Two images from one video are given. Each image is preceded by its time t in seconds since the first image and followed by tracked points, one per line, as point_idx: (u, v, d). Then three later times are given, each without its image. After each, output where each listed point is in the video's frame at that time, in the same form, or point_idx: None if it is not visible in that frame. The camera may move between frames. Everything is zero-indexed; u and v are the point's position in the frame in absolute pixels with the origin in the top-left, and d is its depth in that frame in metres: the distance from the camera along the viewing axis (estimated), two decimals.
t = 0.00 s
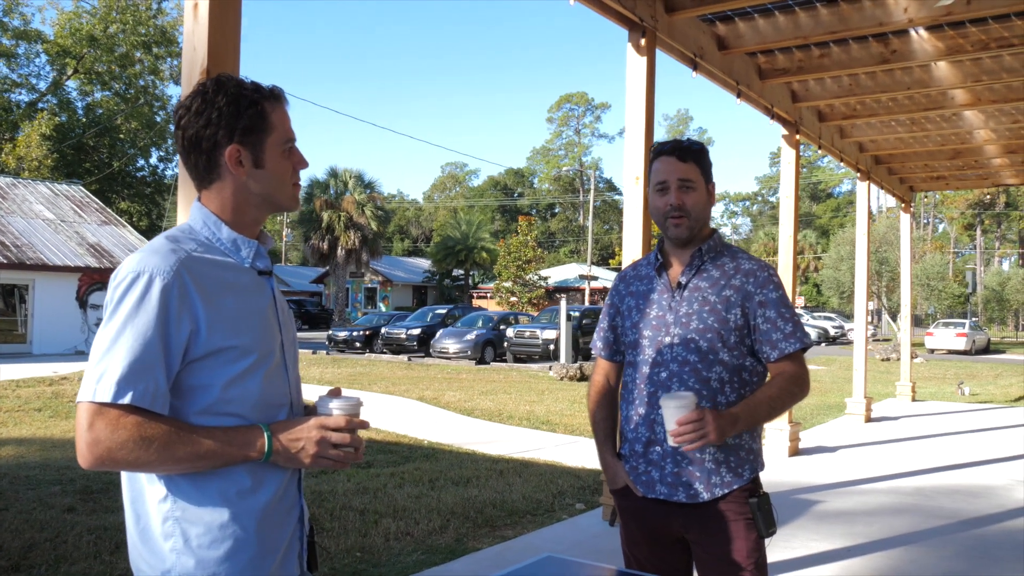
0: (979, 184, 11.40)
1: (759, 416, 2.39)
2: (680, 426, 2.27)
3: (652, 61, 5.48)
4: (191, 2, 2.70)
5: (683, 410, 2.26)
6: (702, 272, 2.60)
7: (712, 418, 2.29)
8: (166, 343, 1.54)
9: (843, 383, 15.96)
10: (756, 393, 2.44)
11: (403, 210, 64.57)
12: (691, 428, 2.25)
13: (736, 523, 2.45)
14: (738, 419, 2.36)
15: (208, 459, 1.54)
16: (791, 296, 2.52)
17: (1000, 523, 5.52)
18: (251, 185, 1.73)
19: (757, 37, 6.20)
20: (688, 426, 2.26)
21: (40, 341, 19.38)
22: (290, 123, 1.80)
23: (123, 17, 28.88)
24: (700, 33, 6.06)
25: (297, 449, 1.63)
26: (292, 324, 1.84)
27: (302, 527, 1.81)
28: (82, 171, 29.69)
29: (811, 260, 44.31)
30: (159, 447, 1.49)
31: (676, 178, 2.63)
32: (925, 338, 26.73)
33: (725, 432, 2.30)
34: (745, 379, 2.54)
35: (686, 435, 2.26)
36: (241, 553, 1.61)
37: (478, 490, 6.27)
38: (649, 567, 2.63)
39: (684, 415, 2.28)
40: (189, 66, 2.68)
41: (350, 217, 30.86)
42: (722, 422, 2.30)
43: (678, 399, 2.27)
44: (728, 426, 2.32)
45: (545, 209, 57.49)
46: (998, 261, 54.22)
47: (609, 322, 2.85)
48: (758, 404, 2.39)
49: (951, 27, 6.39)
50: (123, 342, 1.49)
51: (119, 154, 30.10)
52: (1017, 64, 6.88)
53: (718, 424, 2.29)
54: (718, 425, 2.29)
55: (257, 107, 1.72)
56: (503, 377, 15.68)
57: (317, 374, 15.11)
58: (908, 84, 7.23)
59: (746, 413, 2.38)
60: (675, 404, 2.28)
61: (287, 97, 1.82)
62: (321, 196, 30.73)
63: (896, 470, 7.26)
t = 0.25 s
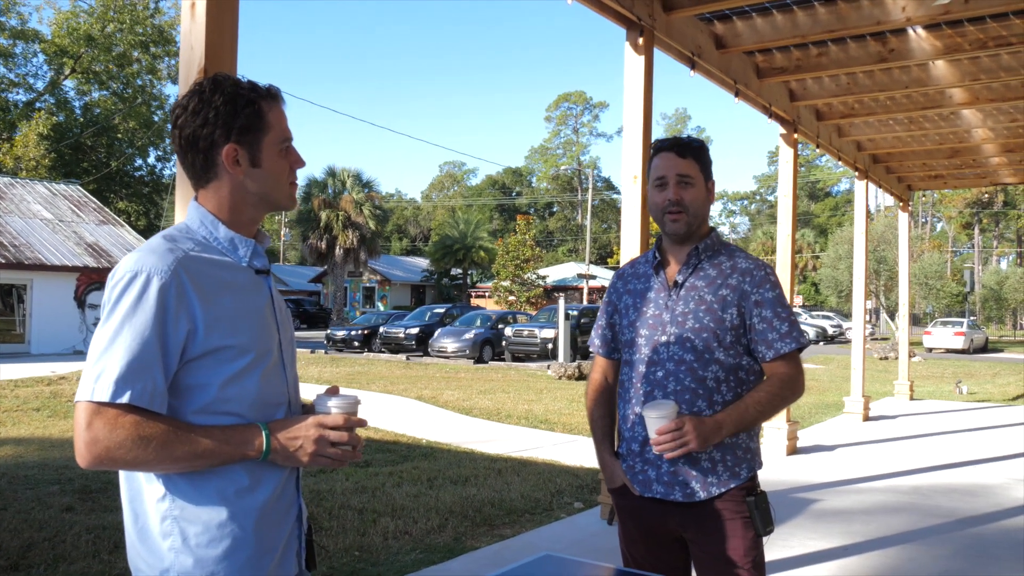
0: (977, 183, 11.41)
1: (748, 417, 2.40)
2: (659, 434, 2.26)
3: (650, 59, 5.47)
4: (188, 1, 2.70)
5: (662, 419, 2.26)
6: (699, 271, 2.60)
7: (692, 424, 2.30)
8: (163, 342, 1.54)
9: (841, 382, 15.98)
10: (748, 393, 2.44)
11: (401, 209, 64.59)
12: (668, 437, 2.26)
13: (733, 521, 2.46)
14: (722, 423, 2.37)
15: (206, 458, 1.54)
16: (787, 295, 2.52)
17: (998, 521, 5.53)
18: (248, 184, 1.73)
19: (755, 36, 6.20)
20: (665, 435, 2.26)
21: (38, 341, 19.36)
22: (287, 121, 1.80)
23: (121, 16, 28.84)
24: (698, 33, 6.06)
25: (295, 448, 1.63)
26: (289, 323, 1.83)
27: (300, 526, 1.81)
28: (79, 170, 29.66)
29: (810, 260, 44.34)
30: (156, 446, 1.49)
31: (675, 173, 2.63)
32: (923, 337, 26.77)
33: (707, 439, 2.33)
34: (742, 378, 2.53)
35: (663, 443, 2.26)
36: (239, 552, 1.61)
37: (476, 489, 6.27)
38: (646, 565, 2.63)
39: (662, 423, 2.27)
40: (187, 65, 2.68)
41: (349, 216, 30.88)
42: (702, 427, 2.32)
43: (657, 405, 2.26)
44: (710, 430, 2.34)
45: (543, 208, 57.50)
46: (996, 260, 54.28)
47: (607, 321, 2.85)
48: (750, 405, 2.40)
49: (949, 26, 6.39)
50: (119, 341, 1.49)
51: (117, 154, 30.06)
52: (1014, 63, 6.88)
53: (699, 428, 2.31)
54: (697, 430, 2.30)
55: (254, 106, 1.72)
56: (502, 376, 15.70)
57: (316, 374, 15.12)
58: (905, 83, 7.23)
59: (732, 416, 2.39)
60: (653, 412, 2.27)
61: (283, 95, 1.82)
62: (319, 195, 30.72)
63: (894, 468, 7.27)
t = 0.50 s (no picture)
0: (975, 183, 11.43)
1: (746, 412, 2.39)
2: (652, 424, 2.30)
3: (649, 59, 5.47)
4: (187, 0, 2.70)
5: (654, 406, 2.29)
6: (698, 271, 2.59)
7: (685, 415, 2.32)
8: (163, 342, 1.54)
9: (839, 381, 16.00)
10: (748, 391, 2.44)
11: (400, 208, 64.60)
12: (662, 425, 2.30)
13: (735, 519, 2.45)
14: (718, 417, 2.37)
15: (204, 457, 1.54)
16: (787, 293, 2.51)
17: (995, 520, 5.55)
18: (247, 185, 1.74)
19: (754, 36, 6.20)
20: (659, 424, 2.30)
21: (36, 339, 19.33)
22: (286, 121, 1.80)
23: (119, 14, 28.80)
24: (697, 32, 6.07)
25: (293, 447, 1.63)
26: (288, 322, 1.83)
27: (299, 524, 1.82)
28: (78, 169, 29.62)
29: (808, 259, 44.36)
30: (155, 444, 1.49)
31: (664, 175, 2.61)
32: (922, 337, 26.79)
33: (703, 430, 2.34)
34: (742, 378, 2.53)
35: (657, 433, 2.30)
36: (238, 551, 1.61)
37: (475, 488, 6.27)
38: (647, 565, 2.62)
39: (656, 412, 2.30)
40: (186, 64, 2.68)
41: (347, 214, 30.87)
42: (701, 417, 2.34)
43: (651, 394, 2.30)
44: (709, 421, 2.35)
45: (542, 208, 57.50)
46: (994, 260, 54.31)
47: (607, 321, 2.85)
48: (750, 403, 2.39)
49: (947, 26, 6.39)
50: (120, 340, 1.49)
51: (115, 153, 30.02)
52: (1013, 63, 6.89)
53: (693, 420, 2.33)
54: (691, 421, 2.32)
55: (254, 106, 1.72)
56: (500, 376, 15.70)
57: (314, 373, 15.12)
58: (904, 83, 7.23)
59: (730, 411, 2.38)
60: (649, 402, 2.30)
61: (283, 94, 1.82)
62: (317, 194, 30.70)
63: (892, 468, 7.28)
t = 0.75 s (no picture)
0: (973, 184, 11.45)
1: (749, 416, 2.34)
2: (655, 432, 2.25)
3: (648, 60, 5.47)
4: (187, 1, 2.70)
5: (658, 418, 2.25)
6: (698, 271, 2.56)
7: (688, 423, 2.27)
8: (162, 344, 1.54)
9: (837, 382, 16.01)
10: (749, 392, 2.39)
11: (399, 208, 64.61)
12: (665, 434, 2.24)
13: (737, 522, 2.41)
14: (721, 421, 2.33)
15: (203, 457, 1.55)
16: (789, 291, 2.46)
17: (993, 521, 5.56)
18: (247, 185, 1.74)
19: (752, 37, 6.21)
20: (663, 434, 2.25)
21: (34, 339, 19.31)
22: (286, 122, 1.80)
23: (118, 14, 28.78)
24: (696, 34, 6.08)
25: (292, 447, 1.63)
26: (287, 322, 1.83)
27: (299, 525, 1.82)
28: (76, 169, 29.59)
29: (806, 260, 44.40)
30: (154, 445, 1.50)
31: (665, 175, 2.60)
32: (919, 338, 26.83)
33: (705, 438, 2.29)
34: (743, 378, 2.48)
35: (661, 442, 2.25)
36: (237, 552, 1.61)
37: (473, 489, 6.28)
38: (649, 566, 2.60)
39: (659, 421, 2.25)
40: (185, 65, 2.68)
41: (346, 215, 30.87)
42: (701, 423, 2.30)
43: (654, 405, 2.24)
44: (709, 426, 2.30)
45: (540, 208, 57.53)
46: (992, 261, 54.39)
47: (612, 323, 2.84)
48: (750, 403, 2.35)
49: (946, 28, 6.41)
50: (118, 342, 1.49)
51: (113, 153, 29.99)
52: (1011, 65, 6.90)
53: (696, 426, 2.28)
54: (694, 429, 2.27)
55: (254, 106, 1.72)
56: (499, 376, 15.71)
57: (312, 373, 15.12)
58: (902, 84, 7.25)
59: (732, 415, 2.34)
60: (651, 411, 2.25)
61: (283, 95, 1.82)
62: (316, 194, 30.69)
63: (890, 469, 7.29)
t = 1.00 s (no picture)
0: (972, 185, 11.46)
1: (759, 421, 2.26)
2: (656, 432, 2.20)
3: (647, 61, 5.47)
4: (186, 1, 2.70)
5: (659, 416, 2.20)
6: (712, 271, 2.46)
7: (690, 425, 2.21)
8: (162, 344, 1.54)
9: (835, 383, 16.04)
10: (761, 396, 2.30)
11: (398, 208, 64.60)
12: (666, 434, 2.19)
13: (744, 531, 2.31)
14: (726, 424, 2.25)
15: (203, 457, 1.55)
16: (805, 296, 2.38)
17: (990, 522, 5.57)
18: (247, 185, 1.74)
19: (751, 38, 6.21)
20: (663, 433, 2.20)
21: (32, 338, 19.28)
22: (287, 121, 1.81)
23: (116, 13, 28.73)
24: (695, 34, 6.08)
25: (292, 446, 1.63)
26: (287, 321, 1.84)
27: (298, 525, 1.82)
28: (74, 168, 29.57)
29: (804, 260, 44.45)
30: (154, 445, 1.50)
31: (677, 172, 2.52)
32: (917, 339, 26.88)
33: (708, 441, 2.22)
34: (757, 383, 2.39)
35: (661, 442, 2.20)
36: (236, 553, 1.61)
37: (471, 489, 6.28)
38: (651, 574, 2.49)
39: (660, 420, 2.21)
40: (184, 64, 2.67)
41: (344, 215, 30.85)
42: (707, 426, 2.23)
43: (655, 404, 2.20)
44: (715, 429, 2.23)
45: (539, 208, 57.56)
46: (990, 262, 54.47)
47: (625, 322, 2.73)
48: (760, 409, 2.26)
49: (944, 29, 6.42)
50: (117, 343, 1.48)
51: (111, 152, 29.96)
52: (1009, 66, 6.92)
53: (700, 429, 2.21)
54: (696, 431, 2.21)
55: (254, 106, 1.72)
56: (497, 376, 15.70)
57: (311, 373, 15.11)
58: (901, 85, 7.26)
59: (740, 419, 2.25)
60: (652, 410, 2.21)
61: (284, 95, 1.83)
62: (314, 194, 30.67)
63: (887, 469, 7.29)
